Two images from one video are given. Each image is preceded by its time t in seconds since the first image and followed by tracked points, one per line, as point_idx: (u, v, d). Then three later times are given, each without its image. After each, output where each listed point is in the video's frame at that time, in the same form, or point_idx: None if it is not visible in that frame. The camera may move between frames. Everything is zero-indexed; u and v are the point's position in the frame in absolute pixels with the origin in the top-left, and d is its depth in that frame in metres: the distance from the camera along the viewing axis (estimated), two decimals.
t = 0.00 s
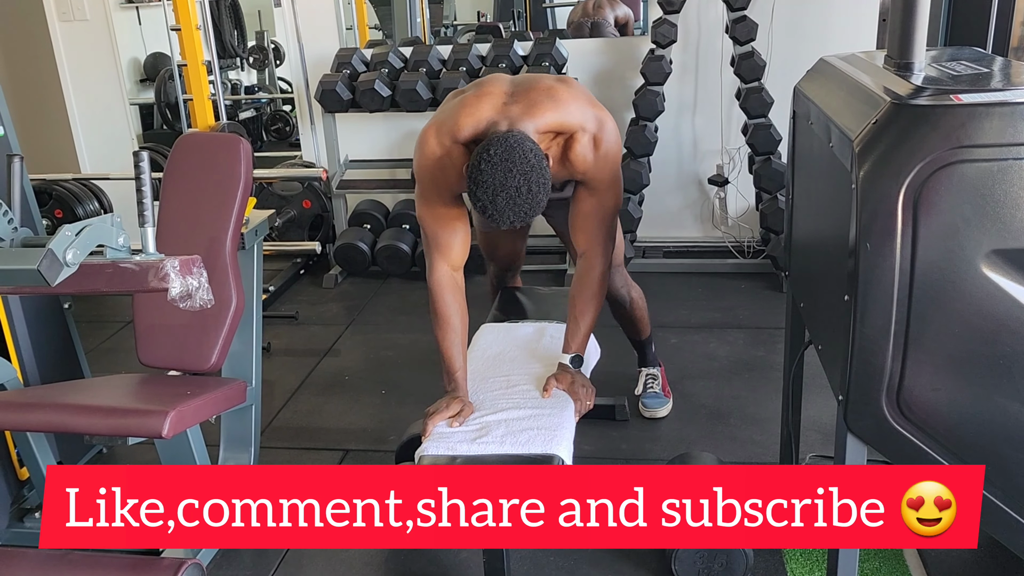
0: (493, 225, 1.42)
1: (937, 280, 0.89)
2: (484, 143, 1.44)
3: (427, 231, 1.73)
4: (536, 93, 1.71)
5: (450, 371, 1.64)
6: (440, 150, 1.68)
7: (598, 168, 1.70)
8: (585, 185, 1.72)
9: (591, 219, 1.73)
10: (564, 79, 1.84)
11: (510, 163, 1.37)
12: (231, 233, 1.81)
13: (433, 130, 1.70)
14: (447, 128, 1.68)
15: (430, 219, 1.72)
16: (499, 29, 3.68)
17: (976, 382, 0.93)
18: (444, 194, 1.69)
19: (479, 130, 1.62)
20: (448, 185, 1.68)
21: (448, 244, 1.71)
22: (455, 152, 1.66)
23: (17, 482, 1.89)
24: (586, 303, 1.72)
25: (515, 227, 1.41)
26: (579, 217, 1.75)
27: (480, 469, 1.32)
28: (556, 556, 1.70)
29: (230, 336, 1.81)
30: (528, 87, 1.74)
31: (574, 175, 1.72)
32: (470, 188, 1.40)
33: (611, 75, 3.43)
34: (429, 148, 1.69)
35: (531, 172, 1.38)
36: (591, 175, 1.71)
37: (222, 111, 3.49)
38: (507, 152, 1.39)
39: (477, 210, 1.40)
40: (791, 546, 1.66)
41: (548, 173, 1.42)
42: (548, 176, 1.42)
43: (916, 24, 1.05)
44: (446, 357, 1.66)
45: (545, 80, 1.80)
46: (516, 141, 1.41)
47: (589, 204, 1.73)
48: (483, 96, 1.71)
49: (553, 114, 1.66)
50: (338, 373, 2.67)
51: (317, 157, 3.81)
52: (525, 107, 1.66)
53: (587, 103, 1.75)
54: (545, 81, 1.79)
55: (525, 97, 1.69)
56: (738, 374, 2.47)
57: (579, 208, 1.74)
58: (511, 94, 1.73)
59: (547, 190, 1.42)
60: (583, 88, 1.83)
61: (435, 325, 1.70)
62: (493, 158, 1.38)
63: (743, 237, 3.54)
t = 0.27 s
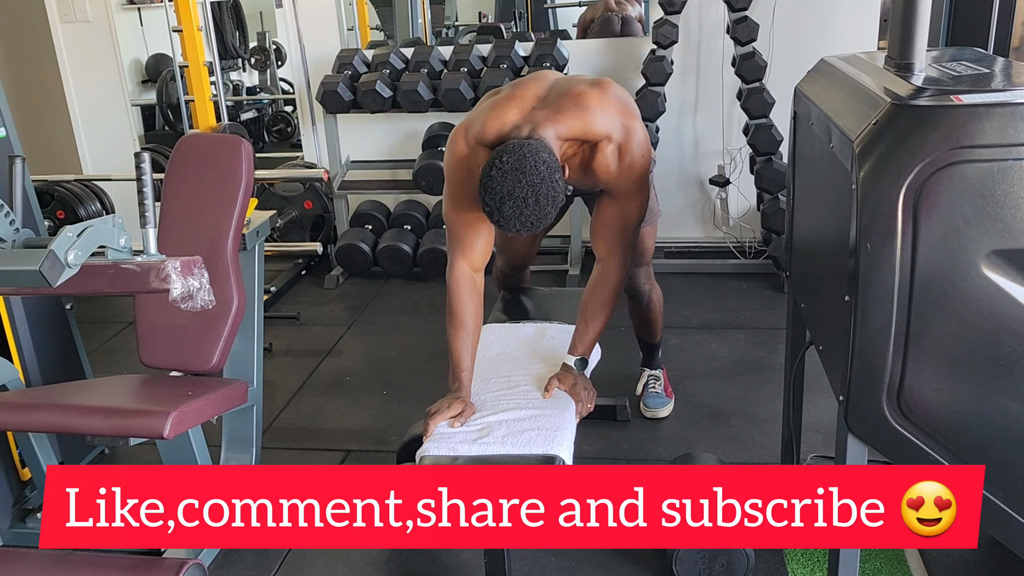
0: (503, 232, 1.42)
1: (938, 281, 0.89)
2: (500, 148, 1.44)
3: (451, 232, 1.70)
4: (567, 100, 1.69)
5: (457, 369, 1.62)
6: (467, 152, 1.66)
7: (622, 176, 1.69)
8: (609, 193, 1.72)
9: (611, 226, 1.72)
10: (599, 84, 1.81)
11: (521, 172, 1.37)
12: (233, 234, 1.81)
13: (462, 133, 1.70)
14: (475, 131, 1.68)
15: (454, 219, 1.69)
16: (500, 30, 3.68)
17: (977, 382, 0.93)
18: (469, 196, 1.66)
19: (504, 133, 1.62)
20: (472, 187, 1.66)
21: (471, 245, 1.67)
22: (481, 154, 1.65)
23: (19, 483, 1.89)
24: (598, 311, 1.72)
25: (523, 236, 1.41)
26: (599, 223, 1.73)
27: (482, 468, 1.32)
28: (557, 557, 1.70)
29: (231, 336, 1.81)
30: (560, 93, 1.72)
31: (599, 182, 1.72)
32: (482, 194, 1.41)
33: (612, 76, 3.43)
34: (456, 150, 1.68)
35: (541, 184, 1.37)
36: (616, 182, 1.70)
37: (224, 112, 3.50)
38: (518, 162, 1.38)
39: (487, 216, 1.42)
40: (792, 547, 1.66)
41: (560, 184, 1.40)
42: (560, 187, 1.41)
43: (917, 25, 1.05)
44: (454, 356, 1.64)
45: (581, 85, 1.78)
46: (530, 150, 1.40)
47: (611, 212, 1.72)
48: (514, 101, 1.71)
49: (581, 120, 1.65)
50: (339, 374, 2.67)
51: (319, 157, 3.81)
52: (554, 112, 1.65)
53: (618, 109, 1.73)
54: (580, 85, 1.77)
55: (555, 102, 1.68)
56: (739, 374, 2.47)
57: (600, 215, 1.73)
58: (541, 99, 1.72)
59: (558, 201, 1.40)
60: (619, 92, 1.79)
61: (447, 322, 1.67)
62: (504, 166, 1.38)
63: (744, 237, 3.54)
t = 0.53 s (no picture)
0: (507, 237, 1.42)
1: (938, 281, 0.89)
2: (505, 151, 1.43)
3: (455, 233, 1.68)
4: (574, 101, 1.66)
5: (459, 369, 1.62)
6: (472, 154, 1.65)
7: (627, 180, 1.68)
8: (612, 196, 1.70)
9: (613, 230, 1.72)
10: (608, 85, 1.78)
11: (525, 178, 1.36)
12: (233, 235, 1.81)
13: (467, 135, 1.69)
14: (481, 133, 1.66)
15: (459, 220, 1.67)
16: (501, 31, 3.70)
17: (977, 382, 0.93)
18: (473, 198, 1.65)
19: (508, 134, 1.61)
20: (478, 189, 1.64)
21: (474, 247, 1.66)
22: (486, 156, 1.63)
23: (19, 483, 1.89)
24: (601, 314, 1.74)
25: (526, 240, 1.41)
26: (601, 226, 1.73)
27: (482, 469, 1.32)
28: (557, 557, 1.70)
29: (231, 337, 1.81)
30: (568, 94, 1.70)
31: (602, 186, 1.71)
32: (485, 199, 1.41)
33: (612, 76, 3.43)
34: (461, 152, 1.67)
35: (544, 190, 1.37)
36: (621, 186, 1.68)
37: (224, 113, 3.50)
38: (523, 167, 1.37)
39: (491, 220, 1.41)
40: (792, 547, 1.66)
41: (563, 190, 1.40)
42: (564, 193, 1.40)
43: (917, 25, 1.05)
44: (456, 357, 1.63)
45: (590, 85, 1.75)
46: (535, 156, 1.39)
47: (614, 216, 1.71)
48: (520, 102, 1.69)
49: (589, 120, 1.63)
50: (340, 374, 2.67)
51: (319, 158, 3.81)
52: (560, 113, 1.63)
53: (626, 112, 1.70)
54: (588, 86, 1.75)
55: (562, 103, 1.66)
56: (739, 374, 2.47)
57: (603, 218, 1.72)
58: (547, 100, 1.70)
59: (561, 206, 1.40)
60: (630, 93, 1.77)
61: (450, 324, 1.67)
62: (509, 171, 1.37)
63: (744, 237, 3.54)
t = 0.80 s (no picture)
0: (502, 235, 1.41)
1: (937, 281, 0.89)
2: (498, 147, 1.43)
3: (437, 235, 1.70)
4: (562, 102, 1.65)
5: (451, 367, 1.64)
6: (456, 158, 1.63)
7: (616, 183, 1.68)
8: (602, 198, 1.71)
9: (604, 230, 1.74)
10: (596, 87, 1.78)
11: (522, 171, 1.36)
12: (232, 235, 1.81)
13: (451, 136, 1.66)
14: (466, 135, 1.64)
15: (440, 224, 1.69)
16: (500, 32, 3.72)
17: (977, 381, 0.93)
18: (455, 201, 1.66)
19: (496, 135, 1.59)
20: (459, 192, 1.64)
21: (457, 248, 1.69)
22: (470, 160, 1.62)
23: (19, 484, 1.89)
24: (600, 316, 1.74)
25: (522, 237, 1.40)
26: (593, 227, 1.74)
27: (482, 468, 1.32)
28: (557, 557, 1.70)
29: (230, 337, 1.81)
30: (555, 96, 1.69)
31: (591, 190, 1.70)
32: (481, 197, 1.40)
33: (611, 76, 3.43)
34: (445, 154, 1.65)
35: (543, 182, 1.37)
36: (610, 188, 1.68)
37: (223, 113, 3.50)
38: (520, 159, 1.37)
39: (486, 218, 1.40)
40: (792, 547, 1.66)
41: (560, 185, 1.40)
42: (561, 189, 1.40)
43: (916, 26, 1.05)
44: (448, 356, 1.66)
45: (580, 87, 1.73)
46: (530, 149, 1.40)
47: (605, 218, 1.73)
48: (507, 104, 1.67)
49: (579, 126, 1.61)
50: (339, 374, 2.67)
51: (318, 158, 3.81)
52: (548, 117, 1.60)
53: (615, 113, 1.71)
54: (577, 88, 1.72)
55: (550, 104, 1.65)
56: (739, 374, 2.47)
57: (594, 219, 1.74)
58: (535, 102, 1.68)
59: (557, 202, 1.40)
60: (613, 97, 1.78)
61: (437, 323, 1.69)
62: (505, 164, 1.37)
63: (743, 238, 3.54)
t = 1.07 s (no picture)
0: (506, 235, 1.41)
1: (935, 281, 0.89)
2: (497, 148, 1.43)
3: (427, 238, 1.74)
4: (551, 108, 1.66)
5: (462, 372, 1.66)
6: (448, 166, 1.65)
7: (609, 185, 1.67)
8: (595, 200, 1.70)
9: (600, 233, 1.73)
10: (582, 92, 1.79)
11: (523, 166, 1.36)
12: (230, 236, 1.81)
13: (443, 142, 1.67)
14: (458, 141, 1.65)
15: (432, 228, 1.72)
16: (497, 31, 3.68)
17: (975, 382, 0.93)
18: (446, 206, 1.69)
19: (490, 143, 1.58)
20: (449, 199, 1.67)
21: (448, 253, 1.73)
22: (463, 168, 1.63)
23: (16, 485, 1.89)
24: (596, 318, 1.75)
25: (527, 236, 1.39)
26: (588, 231, 1.74)
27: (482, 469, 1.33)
28: (555, 558, 1.70)
29: (228, 338, 1.80)
30: (543, 102, 1.71)
31: (583, 193, 1.69)
32: (483, 197, 1.39)
33: (610, 77, 3.43)
34: (437, 162, 1.66)
35: (545, 177, 1.37)
36: (603, 190, 1.68)
37: (221, 113, 3.50)
38: (519, 156, 1.37)
39: (491, 219, 1.39)
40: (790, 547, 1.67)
41: (563, 181, 1.40)
42: (564, 186, 1.40)
43: (915, 26, 1.05)
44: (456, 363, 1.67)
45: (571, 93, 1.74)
46: (530, 146, 1.39)
47: (600, 219, 1.72)
48: (499, 109, 1.67)
49: (571, 130, 1.61)
50: (337, 375, 2.67)
51: (316, 158, 3.80)
52: (540, 122, 1.61)
53: (604, 115, 1.71)
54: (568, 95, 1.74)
55: (540, 111, 1.66)
56: (737, 374, 2.48)
57: (588, 223, 1.73)
58: (527, 108, 1.69)
59: (561, 200, 1.40)
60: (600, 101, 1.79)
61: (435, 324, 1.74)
62: (505, 162, 1.37)
63: (741, 238, 3.54)
